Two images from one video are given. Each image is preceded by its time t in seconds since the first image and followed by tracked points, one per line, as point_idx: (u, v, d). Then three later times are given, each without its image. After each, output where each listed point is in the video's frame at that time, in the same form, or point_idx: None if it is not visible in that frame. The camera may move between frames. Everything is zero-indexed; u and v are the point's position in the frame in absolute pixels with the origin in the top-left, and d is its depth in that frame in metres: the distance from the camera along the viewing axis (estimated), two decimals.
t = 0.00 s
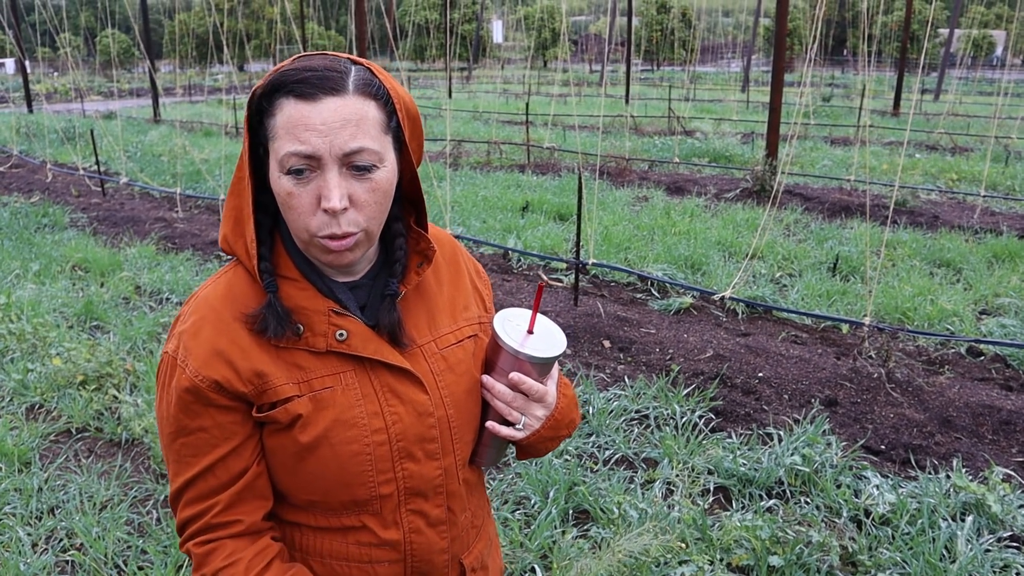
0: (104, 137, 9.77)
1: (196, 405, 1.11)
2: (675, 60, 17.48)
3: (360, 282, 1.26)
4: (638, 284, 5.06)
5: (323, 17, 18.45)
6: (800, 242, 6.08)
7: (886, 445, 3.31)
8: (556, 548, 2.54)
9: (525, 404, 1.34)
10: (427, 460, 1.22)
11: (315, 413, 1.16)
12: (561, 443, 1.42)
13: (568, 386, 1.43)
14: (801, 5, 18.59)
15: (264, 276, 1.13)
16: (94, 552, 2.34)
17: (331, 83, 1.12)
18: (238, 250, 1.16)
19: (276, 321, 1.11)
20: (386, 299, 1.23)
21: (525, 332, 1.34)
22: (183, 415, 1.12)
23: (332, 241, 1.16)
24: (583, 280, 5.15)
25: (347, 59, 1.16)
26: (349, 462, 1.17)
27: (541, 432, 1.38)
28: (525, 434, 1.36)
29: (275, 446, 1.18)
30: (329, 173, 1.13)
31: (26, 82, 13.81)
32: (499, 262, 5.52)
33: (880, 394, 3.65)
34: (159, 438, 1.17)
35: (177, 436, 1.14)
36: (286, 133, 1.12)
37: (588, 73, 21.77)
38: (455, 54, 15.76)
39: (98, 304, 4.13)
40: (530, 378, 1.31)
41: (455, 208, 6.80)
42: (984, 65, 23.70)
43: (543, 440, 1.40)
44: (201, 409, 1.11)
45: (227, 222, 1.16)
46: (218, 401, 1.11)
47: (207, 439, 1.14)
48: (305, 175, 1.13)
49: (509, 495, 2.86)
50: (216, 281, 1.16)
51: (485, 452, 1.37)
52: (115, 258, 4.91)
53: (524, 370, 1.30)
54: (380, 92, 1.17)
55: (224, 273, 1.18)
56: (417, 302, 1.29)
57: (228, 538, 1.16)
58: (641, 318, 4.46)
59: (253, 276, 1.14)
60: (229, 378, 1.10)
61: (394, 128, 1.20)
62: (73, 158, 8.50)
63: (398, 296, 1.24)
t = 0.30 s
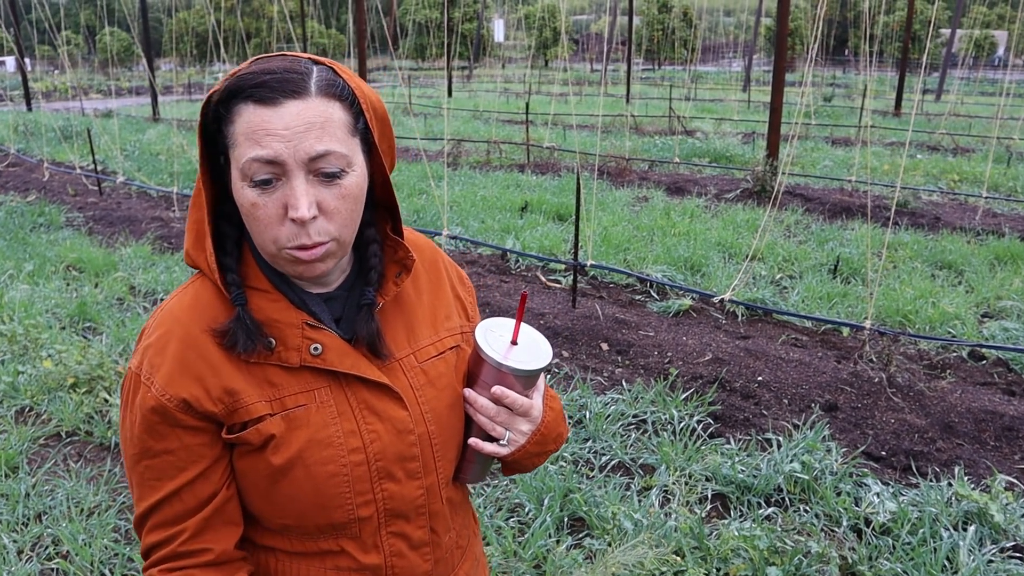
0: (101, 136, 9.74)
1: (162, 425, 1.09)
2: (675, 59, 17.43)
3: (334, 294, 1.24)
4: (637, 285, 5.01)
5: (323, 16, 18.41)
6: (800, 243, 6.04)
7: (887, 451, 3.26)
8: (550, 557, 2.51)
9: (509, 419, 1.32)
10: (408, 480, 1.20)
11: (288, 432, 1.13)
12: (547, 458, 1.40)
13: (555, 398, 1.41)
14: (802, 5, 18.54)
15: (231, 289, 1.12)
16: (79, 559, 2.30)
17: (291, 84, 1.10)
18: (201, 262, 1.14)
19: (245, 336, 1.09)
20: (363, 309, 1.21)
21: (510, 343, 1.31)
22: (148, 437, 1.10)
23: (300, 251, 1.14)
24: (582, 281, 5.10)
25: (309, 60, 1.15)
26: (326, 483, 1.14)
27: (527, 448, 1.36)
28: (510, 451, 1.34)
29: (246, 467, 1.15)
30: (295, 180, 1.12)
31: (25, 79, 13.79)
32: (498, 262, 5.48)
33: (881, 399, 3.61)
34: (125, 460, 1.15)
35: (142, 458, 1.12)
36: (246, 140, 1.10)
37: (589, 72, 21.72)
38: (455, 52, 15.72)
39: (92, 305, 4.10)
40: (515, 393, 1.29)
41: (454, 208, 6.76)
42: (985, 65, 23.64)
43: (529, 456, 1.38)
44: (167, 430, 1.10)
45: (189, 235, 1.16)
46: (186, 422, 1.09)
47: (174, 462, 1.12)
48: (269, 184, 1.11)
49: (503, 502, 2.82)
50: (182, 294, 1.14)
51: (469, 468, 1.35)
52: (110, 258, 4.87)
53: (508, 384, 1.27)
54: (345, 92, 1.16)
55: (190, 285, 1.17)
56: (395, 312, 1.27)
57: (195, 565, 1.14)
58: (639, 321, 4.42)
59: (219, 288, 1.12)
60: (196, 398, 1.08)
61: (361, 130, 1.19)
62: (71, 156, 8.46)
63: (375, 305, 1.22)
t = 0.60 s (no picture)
0: (122, 132, 9.79)
1: (147, 459, 1.10)
2: (696, 52, 17.25)
3: (330, 308, 1.24)
4: (658, 283, 4.92)
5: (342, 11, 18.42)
6: (824, 240, 5.91)
7: (914, 456, 3.17)
8: (567, 565, 2.46)
9: (521, 434, 1.33)
10: (415, 503, 1.22)
11: (287, 459, 1.14)
12: (559, 471, 1.40)
13: (567, 410, 1.41)
14: None
15: (219, 310, 1.12)
16: (90, 562, 2.27)
17: (291, 89, 1.09)
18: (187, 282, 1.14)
19: (236, 362, 1.09)
20: (364, 317, 1.23)
21: (518, 353, 1.31)
22: (134, 471, 1.11)
23: (306, 264, 1.14)
24: (601, 279, 5.03)
25: (304, 62, 1.13)
26: (328, 511, 1.16)
27: (539, 463, 1.36)
28: (522, 466, 1.35)
29: (240, 496, 1.17)
30: (300, 191, 1.11)
31: (49, 77, 13.94)
32: (516, 259, 5.42)
33: (908, 401, 3.51)
34: (110, 494, 1.16)
35: (127, 493, 1.13)
36: (246, 151, 1.08)
37: (609, 65, 21.55)
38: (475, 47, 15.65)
39: (109, 303, 4.11)
40: (526, 406, 1.29)
41: (472, 204, 6.70)
42: (1013, 57, 23.17)
43: (542, 471, 1.38)
44: (152, 462, 1.11)
45: (171, 252, 1.16)
46: (174, 454, 1.10)
47: (161, 496, 1.13)
48: (272, 197, 1.10)
49: (520, 506, 2.78)
50: (167, 317, 1.15)
51: (478, 485, 1.37)
52: (127, 255, 4.88)
53: (518, 398, 1.28)
54: (344, 95, 1.15)
55: (175, 306, 1.18)
56: (396, 325, 1.29)
57: None
58: (660, 319, 4.34)
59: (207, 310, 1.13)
60: (187, 427, 1.09)
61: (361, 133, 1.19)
62: (91, 153, 8.52)
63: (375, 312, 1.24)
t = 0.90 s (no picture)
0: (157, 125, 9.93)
1: (162, 476, 1.10)
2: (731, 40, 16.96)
3: (344, 318, 1.25)
4: (690, 276, 4.83)
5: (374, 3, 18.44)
6: (860, 232, 5.77)
7: (953, 457, 3.06)
8: (593, 567, 2.42)
9: (540, 444, 1.38)
10: (433, 520, 1.25)
11: (301, 475, 1.16)
12: (580, 481, 1.47)
13: (586, 418, 1.47)
14: None
15: (230, 325, 1.11)
16: (117, 556, 2.30)
17: (318, 87, 1.07)
18: (197, 292, 1.12)
19: (251, 380, 1.10)
20: (379, 326, 1.24)
21: (535, 360, 1.35)
22: (148, 488, 1.11)
23: (329, 271, 1.12)
24: (632, 272, 4.95)
25: (326, 62, 1.11)
26: (345, 528, 1.18)
27: (558, 473, 1.43)
28: (543, 476, 1.41)
29: (259, 512, 1.18)
30: (326, 196, 1.09)
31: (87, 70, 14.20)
32: (546, 252, 5.37)
33: (947, 400, 3.40)
34: (122, 511, 1.16)
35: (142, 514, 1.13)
36: (271, 154, 1.05)
37: (641, 55, 21.30)
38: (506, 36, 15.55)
39: (140, 295, 4.17)
40: (545, 414, 1.34)
41: (502, 195, 6.66)
42: None
43: (562, 481, 1.45)
44: (167, 480, 1.11)
45: (175, 260, 1.15)
46: (194, 468, 1.11)
47: (185, 515, 1.13)
48: (295, 202, 1.08)
49: (545, 504, 2.75)
50: (176, 329, 1.14)
51: (497, 497, 1.44)
52: (159, 248, 4.95)
53: (537, 406, 1.32)
54: (367, 96, 1.14)
55: (183, 316, 1.17)
56: (412, 334, 1.31)
57: None
58: (691, 314, 4.25)
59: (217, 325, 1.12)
60: (201, 443, 1.10)
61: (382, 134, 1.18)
62: (127, 146, 8.66)
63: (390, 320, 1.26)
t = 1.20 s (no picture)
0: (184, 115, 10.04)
1: (180, 483, 1.10)
2: (758, 32, 16.75)
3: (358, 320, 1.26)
4: (713, 272, 4.78)
5: None
6: (887, 229, 5.67)
7: (980, 461, 2.99)
8: (610, 567, 2.40)
9: (555, 444, 1.40)
10: (451, 522, 1.25)
11: (320, 480, 1.16)
12: (593, 480, 1.48)
13: (600, 419, 1.49)
14: None
15: (251, 332, 1.11)
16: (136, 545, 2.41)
17: (369, 95, 1.08)
18: (214, 296, 1.11)
19: (274, 391, 1.10)
20: (398, 325, 1.25)
21: (550, 360, 1.38)
22: (163, 495, 1.10)
23: (365, 278, 1.14)
24: (654, 267, 4.90)
25: (370, 68, 1.12)
26: (363, 533, 1.18)
27: (574, 473, 1.44)
28: (558, 475, 1.42)
29: (273, 517, 1.19)
30: (373, 206, 1.10)
31: (116, 60, 14.38)
32: (568, 246, 5.34)
33: (974, 402, 3.33)
34: (133, 519, 1.15)
35: (157, 521, 1.12)
36: (321, 163, 1.06)
37: (667, 47, 21.12)
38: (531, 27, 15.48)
39: (164, 285, 4.25)
40: (561, 414, 1.36)
41: (525, 188, 6.64)
42: None
43: (576, 481, 1.46)
44: (183, 488, 1.10)
45: (186, 262, 1.13)
46: (209, 475, 1.10)
47: (197, 523, 1.13)
48: (341, 211, 1.09)
49: (562, 501, 2.74)
50: (189, 334, 1.13)
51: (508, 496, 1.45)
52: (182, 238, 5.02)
53: (553, 406, 1.35)
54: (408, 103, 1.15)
55: (195, 319, 1.16)
56: (427, 335, 1.32)
57: None
58: (714, 310, 4.20)
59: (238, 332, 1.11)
60: (219, 449, 1.10)
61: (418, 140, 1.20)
62: (153, 136, 8.77)
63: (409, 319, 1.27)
